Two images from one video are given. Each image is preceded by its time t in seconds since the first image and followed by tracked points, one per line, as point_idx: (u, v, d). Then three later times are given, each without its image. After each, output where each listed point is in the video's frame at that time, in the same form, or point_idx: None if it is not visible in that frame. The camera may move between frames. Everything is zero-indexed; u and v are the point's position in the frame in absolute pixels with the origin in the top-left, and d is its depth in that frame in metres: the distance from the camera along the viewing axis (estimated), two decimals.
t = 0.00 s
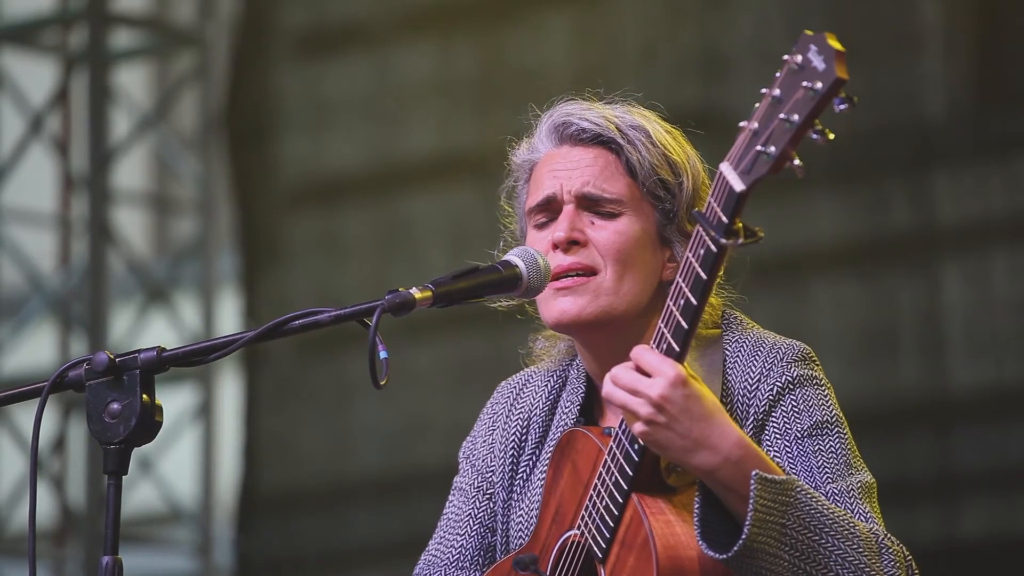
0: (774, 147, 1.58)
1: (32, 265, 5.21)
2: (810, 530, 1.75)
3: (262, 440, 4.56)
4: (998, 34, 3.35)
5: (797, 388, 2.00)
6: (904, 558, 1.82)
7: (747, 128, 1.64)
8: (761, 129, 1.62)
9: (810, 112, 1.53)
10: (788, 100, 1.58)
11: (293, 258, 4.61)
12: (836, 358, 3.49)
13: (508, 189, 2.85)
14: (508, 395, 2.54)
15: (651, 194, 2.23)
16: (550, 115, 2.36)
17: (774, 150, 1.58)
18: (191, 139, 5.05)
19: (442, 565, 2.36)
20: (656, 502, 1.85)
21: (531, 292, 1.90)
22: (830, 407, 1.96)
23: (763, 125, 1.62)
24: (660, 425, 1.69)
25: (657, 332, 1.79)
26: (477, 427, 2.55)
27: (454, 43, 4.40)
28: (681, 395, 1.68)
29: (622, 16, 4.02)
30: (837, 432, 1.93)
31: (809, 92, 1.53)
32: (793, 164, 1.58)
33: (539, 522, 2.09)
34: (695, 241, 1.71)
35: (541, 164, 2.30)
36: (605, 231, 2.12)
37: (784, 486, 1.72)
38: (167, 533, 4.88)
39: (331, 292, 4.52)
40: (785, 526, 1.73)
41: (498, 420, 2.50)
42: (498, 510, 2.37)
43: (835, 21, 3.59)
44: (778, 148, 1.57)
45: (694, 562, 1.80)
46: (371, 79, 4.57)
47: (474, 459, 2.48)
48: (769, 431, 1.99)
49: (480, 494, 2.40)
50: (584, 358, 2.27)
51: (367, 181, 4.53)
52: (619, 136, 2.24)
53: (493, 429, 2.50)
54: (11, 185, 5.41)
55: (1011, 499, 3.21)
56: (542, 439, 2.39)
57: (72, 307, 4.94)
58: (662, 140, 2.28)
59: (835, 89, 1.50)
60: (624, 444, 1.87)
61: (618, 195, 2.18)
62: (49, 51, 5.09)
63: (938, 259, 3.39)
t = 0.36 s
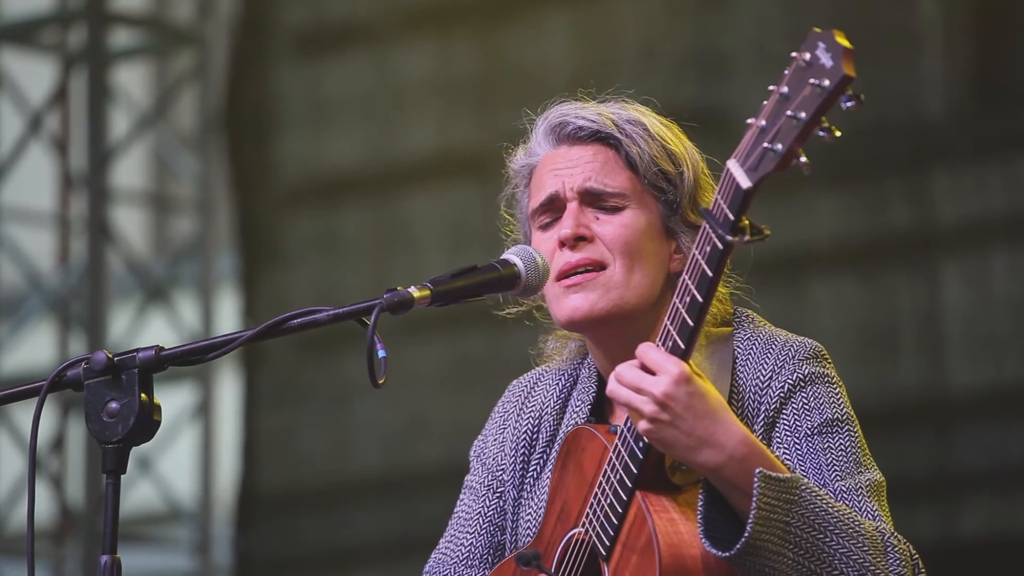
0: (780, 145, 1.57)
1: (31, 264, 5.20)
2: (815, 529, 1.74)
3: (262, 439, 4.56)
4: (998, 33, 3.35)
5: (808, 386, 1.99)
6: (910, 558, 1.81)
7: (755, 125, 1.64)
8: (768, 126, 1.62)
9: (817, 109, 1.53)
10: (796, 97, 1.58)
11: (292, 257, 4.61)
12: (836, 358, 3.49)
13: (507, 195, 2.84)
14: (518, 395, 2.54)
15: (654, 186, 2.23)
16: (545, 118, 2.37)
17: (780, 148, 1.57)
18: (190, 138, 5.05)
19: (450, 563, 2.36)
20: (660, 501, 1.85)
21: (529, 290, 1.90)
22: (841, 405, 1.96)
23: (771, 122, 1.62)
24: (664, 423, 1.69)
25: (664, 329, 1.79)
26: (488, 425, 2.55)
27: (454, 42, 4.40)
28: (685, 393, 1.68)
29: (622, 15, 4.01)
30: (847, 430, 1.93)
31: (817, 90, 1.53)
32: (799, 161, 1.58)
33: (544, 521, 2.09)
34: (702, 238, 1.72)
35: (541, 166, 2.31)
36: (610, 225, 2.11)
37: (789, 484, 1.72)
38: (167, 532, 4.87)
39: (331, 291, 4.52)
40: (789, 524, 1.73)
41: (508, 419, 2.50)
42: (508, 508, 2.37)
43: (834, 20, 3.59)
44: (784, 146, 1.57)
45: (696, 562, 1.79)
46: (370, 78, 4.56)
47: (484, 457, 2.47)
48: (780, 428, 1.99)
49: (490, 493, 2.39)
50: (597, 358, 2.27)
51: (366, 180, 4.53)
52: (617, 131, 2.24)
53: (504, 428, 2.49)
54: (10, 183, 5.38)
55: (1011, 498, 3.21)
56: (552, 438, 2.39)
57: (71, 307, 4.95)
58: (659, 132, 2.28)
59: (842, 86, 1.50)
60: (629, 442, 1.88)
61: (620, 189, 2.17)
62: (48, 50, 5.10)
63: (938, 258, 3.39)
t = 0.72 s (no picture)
0: (786, 158, 1.57)
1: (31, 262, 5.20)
2: (816, 539, 1.74)
3: (262, 438, 4.56)
4: (999, 33, 3.35)
5: (806, 388, 2.00)
6: (911, 564, 1.80)
7: (759, 138, 1.64)
8: (773, 139, 1.62)
9: (823, 123, 1.53)
10: (801, 111, 1.58)
11: (293, 256, 4.61)
12: (835, 356, 3.49)
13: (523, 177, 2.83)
14: (514, 387, 2.54)
15: (660, 187, 2.22)
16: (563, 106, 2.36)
17: (786, 161, 1.57)
18: (190, 136, 5.05)
19: (445, 556, 2.36)
20: (663, 509, 1.85)
21: (530, 289, 1.90)
22: (839, 408, 1.96)
23: (776, 134, 1.62)
24: (667, 434, 1.70)
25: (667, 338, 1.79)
26: (484, 418, 2.55)
27: (454, 40, 4.40)
28: (689, 405, 1.68)
29: (622, 14, 4.01)
30: (846, 434, 1.93)
31: (823, 103, 1.53)
32: (805, 175, 1.58)
33: (543, 526, 2.09)
34: (706, 251, 1.71)
35: (554, 153, 2.31)
36: (610, 220, 2.12)
37: (790, 495, 1.72)
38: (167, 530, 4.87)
39: (330, 290, 4.52)
40: (790, 534, 1.73)
41: (504, 412, 2.50)
42: (503, 502, 2.37)
43: (834, 21, 3.59)
44: (790, 159, 1.57)
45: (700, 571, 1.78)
46: (370, 76, 4.56)
47: (479, 450, 2.48)
48: (777, 430, 1.99)
49: (485, 486, 2.39)
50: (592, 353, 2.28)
51: (366, 178, 4.53)
52: (630, 127, 2.24)
53: (500, 422, 2.49)
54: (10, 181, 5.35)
55: (1010, 497, 3.21)
56: (548, 435, 2.39)
57: (71, 304, 4.99)
58: (673, 133, 2.27)
59: (848, 101, 1.50)
60: (632, 450, 1.88)
61: (626, 185, 2.17)
62: (48, 48, 5.11)
63: (938, 258, 3.39)
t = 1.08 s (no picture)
0: (771, 160, 1.57)
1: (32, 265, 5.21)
2: (807, 541, 1.74)
3: (262, 441, 4.55)
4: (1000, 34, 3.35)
5: (797, 389, 1.98)
6: (902, 565, 1.80)
7: (744, 140, 1.64)
8: (758, 141, 1.61)
9: (807, 125, 1.52)
10: (785, 113, 1.58)
11: (294, 259, 4.61)
12: (836, 358, 3.49)
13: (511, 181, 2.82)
14: (510, 390, 2.54)
15: (646, 190, 2.21)
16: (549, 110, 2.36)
17: (771, 163, 1.57)
18: (191, 139, 5.05)
19: (444, 559, 2.36)
20: (655, 511, 1.85)
21: (530, 291, 1.90)
22: (830, 409, 1.95)
23: (761, 136, 1.62)
24: (656, 436, 1.69)
25: (656, 340, 1.79)
26: (480, 421, 2.54)
27: (455, 42, 4.40)
28: (679, 407, 1.67)
29: (622, 16, 4.01)
30: (837, 435, 1.92)
31: (807, 106, 1.53)
32: (790, 177, 1.57)
33: (537, 529, 2.09)
34: (693, 253, 1.71)
35: (540, 159, 2.30)
36: (597, 226, 2.12)
37: (781, 497, 1.71)
38: (167, 533, 4.88)
39: (331, 293, 4.52)
40: (781, 536, 1.73)
41: (500, 415, 2.50)
42: (500, 505, 2.37)
43: (834, 22, 3.59)
44: (774, 161, 1.57)
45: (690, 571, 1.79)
46: (370, 79, 4.56)
47: (476, 453, 2.47)
48: (769, 432, 1.98)
49: (482, 489, 2.39)
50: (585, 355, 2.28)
51: (366, 180, 4.53)
52: (615, 132, 2.23)
53: (496, 425, 2.49)
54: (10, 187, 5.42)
55: (1011, 498, 3.21)
56: (543, 437, 2.40)
57: (71, 308, 4.93)
58: (659, 135, 2.26)
59: (832, 102, 1.49)
60: (623, 453, 1.88)
61: (613, 190, 2.17)
62: (48, 51, 5.06)
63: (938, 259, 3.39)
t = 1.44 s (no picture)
0: (764, 163, 1.57)
1: (32, 266, 5.21)
2: (804, 543, 1.74)
3: (262, 441, 4.55)
4: (999, 36, 3.36)
5: (796, 391, 1.99)
6: (900, 565, 1.79)
7: (738, 142, 1.64)
8: (751, 143, 1.62)
9: (799, 127, 1.52)
10: (779, 115, 1.58)
11: (294, 261, 4.61)
12: (835, 359, 3.49)
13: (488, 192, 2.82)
14: (510, 395, 2.54)
15: (650, 191, 2.24)
16: (539, 117, 2.33)
17: (764, 166, 1.57)
18: (191, 140, 5.06)
19: (446, 564, 2.36)
20: (652, 513, 1.85)
21: (531, 292, 1.90)
22: (830, 410, 1.95)
23: (754, 139, 1.62)
24: (651, 438, 1.69)
25: (653, 343, 1.79)
26: (482, 425, 2.55)
27: (455, 43, 4.40)
28: (673, 409, 1.68)
29: (622, 17, 4.01)
30: (837, 436, 1.92)
31: (799, 108, 1.53)
32: (783, 179, 1.57)
33: (537, 532, 2.09)
34: (688, 255, 1.72)
35: (537, 166, 2.27)
36: (611, 229, 2.11)
37: (777, 498, 1.72)
38: (167, 534, 4.88)
39: (331, 294, 4.52)
40: (778, 538, 1.73)
41: (500, 420, 2.50)
42: (501, 508, 2.37)
43: (834, 24, 3.60)
44: (767, 163, 1.57)
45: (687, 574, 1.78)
46: (371, 80, 4.57)
47: (478, 457, 2.47)
48: (769, 434, 1.98)
49: (484, 493, 2.39)
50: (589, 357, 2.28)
51: (367, 182, 4.54)
52: (617, 134, 2.22)
53: (497, 429, 2.49)
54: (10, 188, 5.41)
55: (1011, 499, 3.21)
56: (544, 440, 2.40)
57: (71, 309, 4.92)
58: (655, 135, 2.28)
59: (824, 105, 1.49)
60: (620, 455, 1.88)
61: (623, 192, 2.17)
62: (49, 53, 5.07)
63: (938, 260, 3.39)
